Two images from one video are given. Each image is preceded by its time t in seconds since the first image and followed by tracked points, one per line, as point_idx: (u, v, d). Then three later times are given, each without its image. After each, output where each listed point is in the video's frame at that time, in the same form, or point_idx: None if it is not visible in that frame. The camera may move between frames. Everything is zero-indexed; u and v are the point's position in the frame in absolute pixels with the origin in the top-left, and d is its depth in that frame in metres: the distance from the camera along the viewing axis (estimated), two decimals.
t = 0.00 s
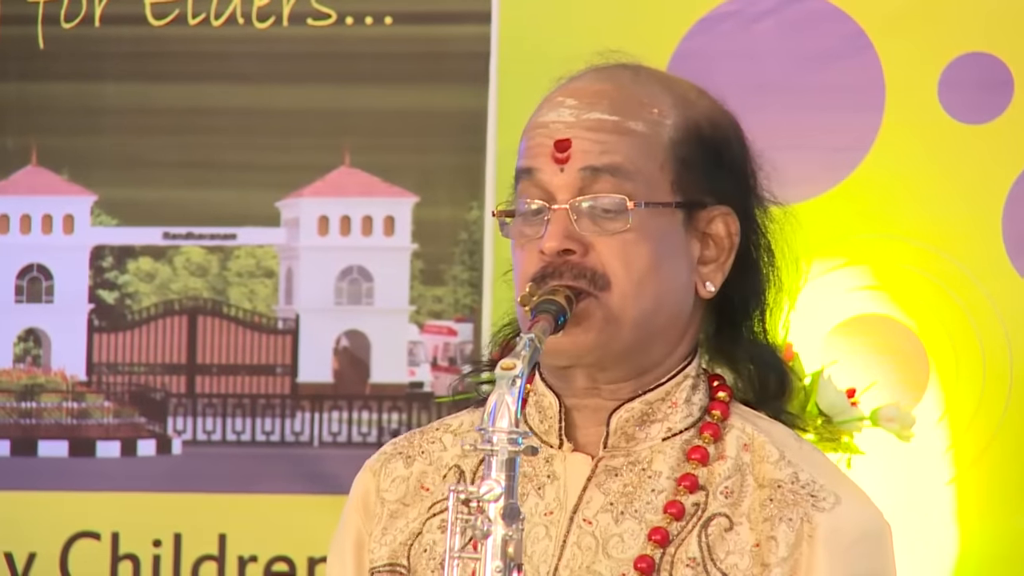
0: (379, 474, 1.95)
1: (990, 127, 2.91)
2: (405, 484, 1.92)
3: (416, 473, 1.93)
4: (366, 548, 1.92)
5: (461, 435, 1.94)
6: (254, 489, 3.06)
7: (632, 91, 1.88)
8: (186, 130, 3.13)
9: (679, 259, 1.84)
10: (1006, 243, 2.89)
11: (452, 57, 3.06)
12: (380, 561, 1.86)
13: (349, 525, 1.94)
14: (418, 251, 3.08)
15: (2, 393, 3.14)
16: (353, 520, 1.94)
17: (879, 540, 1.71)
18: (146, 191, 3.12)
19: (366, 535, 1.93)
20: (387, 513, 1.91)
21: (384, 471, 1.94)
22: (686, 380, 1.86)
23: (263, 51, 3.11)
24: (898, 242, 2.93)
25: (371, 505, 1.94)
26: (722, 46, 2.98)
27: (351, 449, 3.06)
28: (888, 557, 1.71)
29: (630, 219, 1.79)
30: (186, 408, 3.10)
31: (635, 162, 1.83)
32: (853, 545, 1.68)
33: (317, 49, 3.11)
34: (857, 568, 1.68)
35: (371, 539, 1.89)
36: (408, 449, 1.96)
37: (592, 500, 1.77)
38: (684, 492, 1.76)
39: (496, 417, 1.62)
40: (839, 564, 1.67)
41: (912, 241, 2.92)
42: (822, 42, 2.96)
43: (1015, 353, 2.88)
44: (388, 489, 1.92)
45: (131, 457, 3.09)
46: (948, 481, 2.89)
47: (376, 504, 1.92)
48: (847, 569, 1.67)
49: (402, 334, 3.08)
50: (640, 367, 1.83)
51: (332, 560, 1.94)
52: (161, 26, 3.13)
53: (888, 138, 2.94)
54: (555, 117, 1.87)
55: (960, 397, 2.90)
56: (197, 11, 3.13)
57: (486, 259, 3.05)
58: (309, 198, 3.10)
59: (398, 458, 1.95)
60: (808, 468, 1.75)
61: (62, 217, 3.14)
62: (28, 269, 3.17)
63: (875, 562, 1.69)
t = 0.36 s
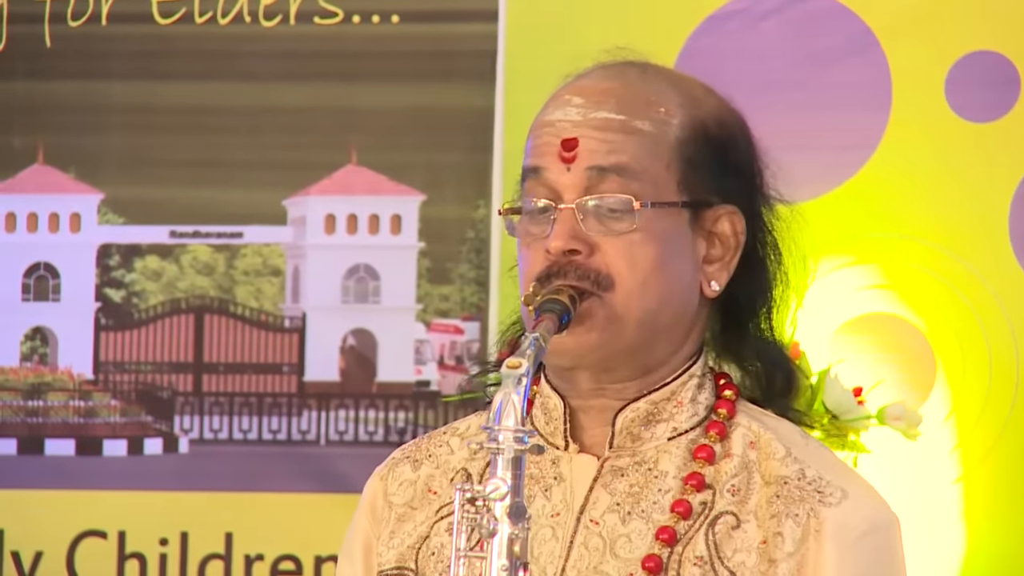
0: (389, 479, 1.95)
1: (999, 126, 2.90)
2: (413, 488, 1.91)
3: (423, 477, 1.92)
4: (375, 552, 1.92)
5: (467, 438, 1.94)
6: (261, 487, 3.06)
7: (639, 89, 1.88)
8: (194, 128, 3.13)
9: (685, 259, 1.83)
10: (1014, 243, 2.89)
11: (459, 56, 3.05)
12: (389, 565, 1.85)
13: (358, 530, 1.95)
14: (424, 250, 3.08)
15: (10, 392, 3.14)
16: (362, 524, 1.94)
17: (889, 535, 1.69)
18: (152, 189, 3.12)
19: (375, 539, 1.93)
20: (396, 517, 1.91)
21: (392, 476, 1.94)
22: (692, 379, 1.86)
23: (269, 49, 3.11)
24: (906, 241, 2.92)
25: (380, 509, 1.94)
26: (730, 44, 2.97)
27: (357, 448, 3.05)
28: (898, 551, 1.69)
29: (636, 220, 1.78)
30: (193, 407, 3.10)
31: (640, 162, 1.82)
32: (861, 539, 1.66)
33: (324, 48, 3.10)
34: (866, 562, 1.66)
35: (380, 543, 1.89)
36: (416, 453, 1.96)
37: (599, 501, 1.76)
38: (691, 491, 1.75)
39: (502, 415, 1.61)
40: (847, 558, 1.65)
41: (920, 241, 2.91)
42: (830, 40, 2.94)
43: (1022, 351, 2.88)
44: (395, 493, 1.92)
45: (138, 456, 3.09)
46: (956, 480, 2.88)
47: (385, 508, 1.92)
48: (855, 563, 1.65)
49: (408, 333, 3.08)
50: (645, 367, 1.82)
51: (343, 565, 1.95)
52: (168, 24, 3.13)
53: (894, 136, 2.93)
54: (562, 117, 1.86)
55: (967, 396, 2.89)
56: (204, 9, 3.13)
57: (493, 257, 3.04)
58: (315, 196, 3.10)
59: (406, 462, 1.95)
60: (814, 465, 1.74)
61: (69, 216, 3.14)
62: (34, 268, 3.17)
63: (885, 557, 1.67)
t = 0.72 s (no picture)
0: (391, 479, 1.95)
1: (999, 124, 2.90)
2: (416, 487, 1.91)
3: (426, 476, 1.92)
4: (379, 551, 1.92)
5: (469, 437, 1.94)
6: (262, 485, 3.06)
7: (641, 89, 1.88)
8: (194, 126, 3.13)
9: (691, 258, 1.83)
10: (1016, 241, 2.88)
11: (460, 54, 3.05)
12: (392, 564, 1.85)
13: (361, 529, 1.94)
14: (424, 247, 3.08)
15: (10, 390, 3.14)
16: (364, 523, 1.94)
17: (891, 532, 1.69)
18: (153, 187, 3.12)
19: (378, 539, 1.93)
20: (399, 516, 1.91)
21: (395, 475, 1.94)
22: (695, 375, 1.85)
23: (269, 47, 3.11)
24: (908, 239, 2.92)
25: (383, 508, 1.94)
26: (731, 42, 2.97)
27: (358, 445, 3.05)
28: (898, 549, 1.69)
29: (645, 218, 1.78)
30: (193, 404, 3.10)
31: (646, 161, 1.82)
32: (862, 537, 1.66)
33: (324, 45, 3.10)
34: (867, 559, 1.66)
35: (383, 541, 1.89)
36: (419, 452, 1.96)
37: (601, 497, 1.77)
38: (693, 487, 1.75)
39: (509, 412, 1.59)
40: (848, 555, 1.65)
41: (922, 239, 2.91)
42: (831, 38, 2.94)
43: (1022, 348, 2.87)
44: (398, 493, 1.92)
45: (138, 453, 3.10)
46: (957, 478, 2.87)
47: (388, 508, 1.92)
48: (856, 560, 1.65)
49: (408, 331, 3.07)
50: (649, 365, 1.82)
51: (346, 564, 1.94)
52: (168, 22, 3.13)
53: (895, 133, 2.92)
54: (567, 115, 1.86)
55: (969, 394, 2.89)
56: (203, 7, 3.13)
57: (493, 255, 3.04)
58: (316, 194, 3.10)
59: (409, 462, 1.95)
60: (817, 461, 1.74)
61: (69, 213, 3.14)
62: (35, 265, 3.17)
63: (886, 554, 1.67)
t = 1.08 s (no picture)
0: (394, 478, 1.95)
1: (999, 122, 2.90)
2: (417, 487, 1.91)
3: (427, 476, 1.92)
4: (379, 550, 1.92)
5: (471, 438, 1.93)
6: (264, 482, 3.06)
7: (645, 87, 1.88)
8: (196, 125, 3.13)
9: (685, 260, 1.82)
10: (1018, 240, 2.89)
11: (462, 52, 3.05)
12: (390, 563, 1.86)
13: (364, 528, 1.95)
14: (426, 246, 3.08)
15: (12, 387, 3.14)
16: (367, 522, 1.94)
17: (884, 528, 1.67)
18: (154, 186, 3.12)
19: (379, 538, 1.93)
20: (399, 515, 1.91)
21: (397, 474, 1.94)
22: (688, 373, 1.84)
23: (271, 46, 3.11)
24: (912, 236, 2.92)
25: (384, 507, 1.94)
26: (733, 41, 2.97)
27: (360, 443, 3.06)
28: (893, 544, 1.67)
29: (637, 217, 1.78)
30: (195, 402, 3.10)
31: (644, 161, 1.82)
32: (854, 532, 1.65)
33: (326, 44, 3.10)
34: (858, 555, 1.64)
35: (383, 540, 1.89)
36: (421, 453, 1.96)
37: (595, 497, 1.77)
38: (686, 485, 1.76)
39: (499, 411, 1.59)
40: (840, 550, 1.64)
41: (925, 237, 2.91)
42: (833, 35, 2.94)
43: None
44: (399, 492, 1.92)
45: (140, 451, 3.10)
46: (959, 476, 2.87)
47: (389, 507, 1.92)
48: (848, 556, 1.64)
49: (411, 329, 3.07)
50: (642, 364, 1.82)
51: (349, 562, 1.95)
52: (170, 20, 3.13)
53: (899, 132, 2.92)
54: (568, 110, 1.86)
55: (971, 392, 2.89)
56: (206, 5, 3.13)
57: (495, 253, 3.05)
58: (318, 192, 3.10)
59: (411, 461, 1.95)
60: (810, 458, 1.73)
61: (71, 212, 3.14)
62: (36, 264, 3.17)
63: (879, 550, 1.65)
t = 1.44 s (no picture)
0: (400, 489, 1.95)
1: (1003, 121, 2.90)
2: (423, 496, 1.92)
3: (433, 484, 1.92)
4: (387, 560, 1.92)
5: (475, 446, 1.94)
6: (267, 482, 3.06)
7: (644, 86, 1.88)
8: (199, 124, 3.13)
9: (687, 258, 1.83)
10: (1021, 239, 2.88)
11: (464, 52, 3.05)
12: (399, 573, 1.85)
13: (371, 541, 1.95)
14: (429, 246, 3.08)
15: (14, 386, 3.14)
16: (375, 534, 1.95)
17: (890, 524, 1.67)
18: (157, 185, 3.12)
19: (387, 548, 1.93)
20: (406, 525, 1.90)
21: (403, 485, 1.94)
22: (690, 374, 1.84)
23: (274, 45, 3.11)
24: (915, 236, 2.91)
25: (391, 517, 1.94)
26: (735, 40, 2.97)
27: (364, 443, 3.05)
28: (899, 541, 1.67)
29: (639, 217, 1.78)
30: (198, 402, 3.10)
31: (644, 161, 1.82)
32: (860, 529, 1.65)
33: (329, 44, 3.10)
34: (864, 553, 1.64)
35: (391, 551, 1.89)
36: (426, 462, 1.96)
37: (600, 501, 1.76)
38: (691, 486, 1.75)
39: (489, 410, 1.58)
40: (847, 548, 1.64)
41: (928, 236, 2.91)
42: (837, 35, 2.94)
43: None
44: (406, 502, 1.92)
45: (143, 451, 3.09)
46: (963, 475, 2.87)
47: (396, 517, 1.92)
48: (855, 554, 1.64)
49: (413, 328, 3.07)
50: (644, 365, 1.82)
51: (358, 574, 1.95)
52: (173, 20, 3.13)
53: (902, 131, 2.92)
54: (568, 109, 1.86)
55: (975, 391, 2.88)
56: (209, 5, 3.13)
57: (499, 252, 3.05)
58: (321, 191, 3.10)
59: (416, 471, 1.95)
60: (815, 455, 1.73)
61: (74, 211, 3.14)
62: (40, 263, 3.17)
63: (886, 547, 1.66)
